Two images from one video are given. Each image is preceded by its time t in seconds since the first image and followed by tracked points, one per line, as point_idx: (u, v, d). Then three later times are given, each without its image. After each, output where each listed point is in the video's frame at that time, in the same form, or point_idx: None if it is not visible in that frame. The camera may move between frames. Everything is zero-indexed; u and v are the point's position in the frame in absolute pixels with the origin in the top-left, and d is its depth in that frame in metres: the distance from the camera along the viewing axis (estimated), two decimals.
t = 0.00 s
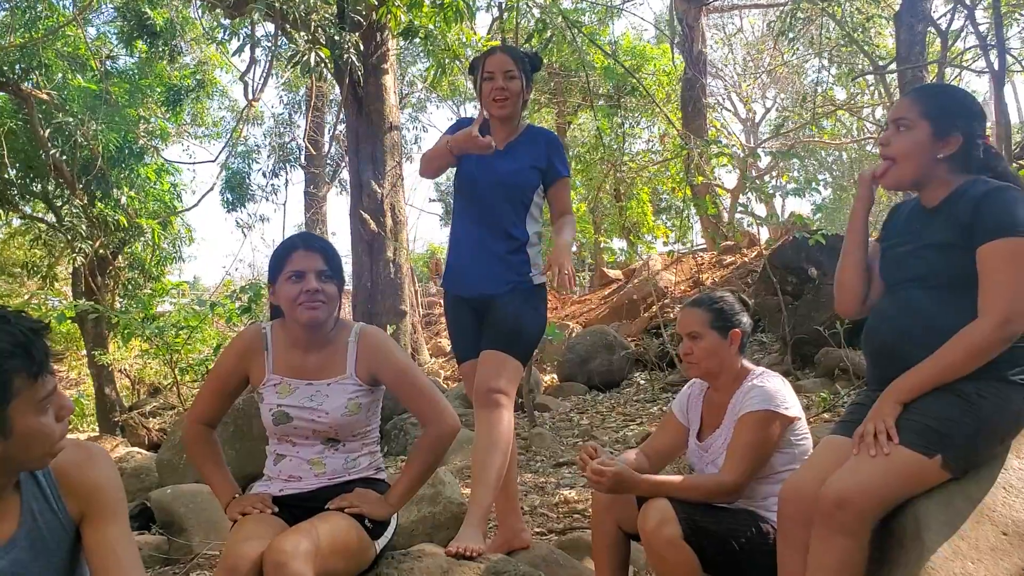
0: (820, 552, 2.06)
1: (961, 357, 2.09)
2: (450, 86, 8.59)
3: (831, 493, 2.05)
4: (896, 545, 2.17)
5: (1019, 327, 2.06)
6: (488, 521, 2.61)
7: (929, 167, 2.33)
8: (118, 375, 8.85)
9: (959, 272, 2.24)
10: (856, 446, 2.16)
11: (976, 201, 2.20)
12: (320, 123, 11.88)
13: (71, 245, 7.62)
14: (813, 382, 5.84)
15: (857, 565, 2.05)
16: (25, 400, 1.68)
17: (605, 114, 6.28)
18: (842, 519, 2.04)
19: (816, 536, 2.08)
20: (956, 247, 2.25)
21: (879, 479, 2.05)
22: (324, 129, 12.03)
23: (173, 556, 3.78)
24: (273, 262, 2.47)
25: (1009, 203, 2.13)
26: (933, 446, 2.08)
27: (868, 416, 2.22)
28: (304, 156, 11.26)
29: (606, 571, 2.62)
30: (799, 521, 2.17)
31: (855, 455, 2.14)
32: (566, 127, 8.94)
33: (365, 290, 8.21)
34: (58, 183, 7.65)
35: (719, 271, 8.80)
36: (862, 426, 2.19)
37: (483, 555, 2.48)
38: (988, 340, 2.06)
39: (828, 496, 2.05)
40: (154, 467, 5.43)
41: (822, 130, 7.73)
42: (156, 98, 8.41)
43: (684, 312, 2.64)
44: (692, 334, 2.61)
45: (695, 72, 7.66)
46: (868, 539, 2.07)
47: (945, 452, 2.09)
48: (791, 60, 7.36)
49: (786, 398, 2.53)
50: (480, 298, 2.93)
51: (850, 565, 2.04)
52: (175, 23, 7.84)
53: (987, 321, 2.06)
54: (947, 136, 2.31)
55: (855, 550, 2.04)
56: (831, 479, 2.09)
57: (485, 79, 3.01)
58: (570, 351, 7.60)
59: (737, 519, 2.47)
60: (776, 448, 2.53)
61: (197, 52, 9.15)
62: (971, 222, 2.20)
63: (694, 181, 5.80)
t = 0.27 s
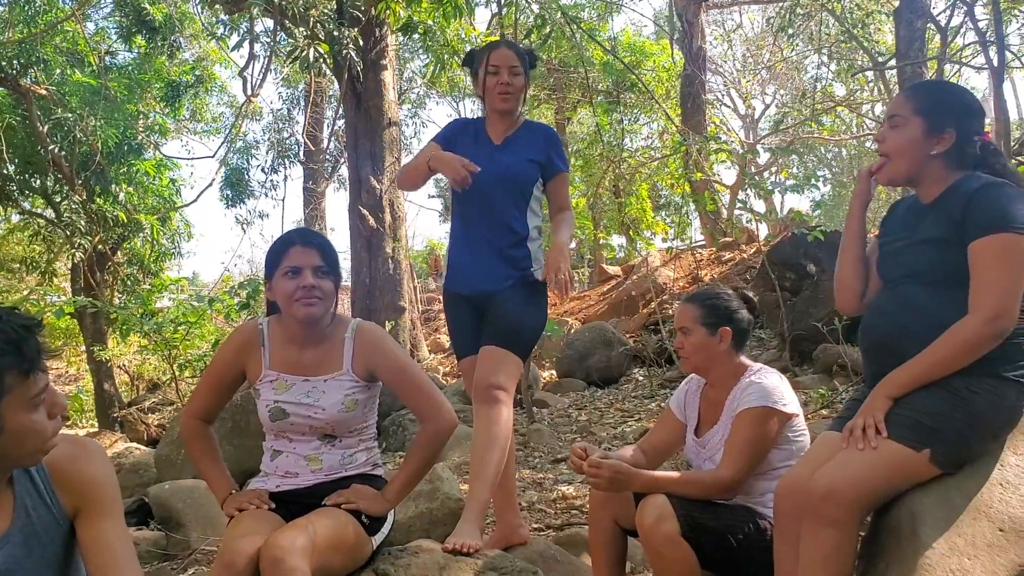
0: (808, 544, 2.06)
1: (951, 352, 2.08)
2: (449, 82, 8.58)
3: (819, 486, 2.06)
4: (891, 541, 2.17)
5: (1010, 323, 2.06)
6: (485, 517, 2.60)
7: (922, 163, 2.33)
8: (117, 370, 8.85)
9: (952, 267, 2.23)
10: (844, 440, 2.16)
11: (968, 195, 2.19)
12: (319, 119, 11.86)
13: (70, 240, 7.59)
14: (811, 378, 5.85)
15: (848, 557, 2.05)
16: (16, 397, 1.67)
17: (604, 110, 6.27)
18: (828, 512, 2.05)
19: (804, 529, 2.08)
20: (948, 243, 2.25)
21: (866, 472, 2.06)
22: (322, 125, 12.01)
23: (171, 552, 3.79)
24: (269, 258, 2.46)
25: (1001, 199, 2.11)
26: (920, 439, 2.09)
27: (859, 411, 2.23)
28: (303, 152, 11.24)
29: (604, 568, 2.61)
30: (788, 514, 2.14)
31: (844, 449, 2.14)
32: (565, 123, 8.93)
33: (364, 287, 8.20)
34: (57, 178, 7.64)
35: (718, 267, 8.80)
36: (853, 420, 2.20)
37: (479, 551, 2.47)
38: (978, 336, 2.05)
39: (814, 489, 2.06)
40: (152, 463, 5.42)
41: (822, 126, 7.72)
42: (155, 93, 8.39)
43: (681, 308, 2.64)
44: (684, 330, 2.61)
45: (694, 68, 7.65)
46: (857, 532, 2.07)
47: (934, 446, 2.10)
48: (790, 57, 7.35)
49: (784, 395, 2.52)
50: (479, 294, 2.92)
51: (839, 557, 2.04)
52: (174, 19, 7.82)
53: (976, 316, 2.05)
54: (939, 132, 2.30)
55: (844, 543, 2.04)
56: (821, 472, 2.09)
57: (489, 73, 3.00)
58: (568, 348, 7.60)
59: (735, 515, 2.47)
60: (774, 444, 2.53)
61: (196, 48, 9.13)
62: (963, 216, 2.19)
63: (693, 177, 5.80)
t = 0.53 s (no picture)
0: (800, 537, 2.07)
1: (942, 348, 2.09)
2: (449, 78, 8.58)
3: (810, 478, 2.08)
4: (884, 535, 2.18)
5: (1002, 321, 2.06)
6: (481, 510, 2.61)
7: (914, 155, 2.34)
8: (116, 365, 8.86)
9: (946, 263, 2.23)
10: (836, 434, 2.17)
11: (964, 190, 2.19)
12: (318, 115, 11.87)
13: (70, 236, 7.60)
14: (809, 374, 5.86)
15: (840, 549, 2.06)
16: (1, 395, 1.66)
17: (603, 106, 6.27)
18: (818, 505, 2.06)
19: (795, 521, 2.09)
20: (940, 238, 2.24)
21: (856, 464, 2.08)
22: (322, 120, 12.01)
23: (170, 545, 3.81)
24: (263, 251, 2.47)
25: (997, 197, 2.11)
26: (910, 433, 2.11)
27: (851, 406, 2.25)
28: (303, 148, 11.25)
29: (597, 562, 2.60)
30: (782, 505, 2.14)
31: (835, 442, 2.16)
32: (564, 119, 8.93)
33: (363, 282, 8.21)
34: (57, 174, 7.64)
35: (716, 264, 8.81)
36: (844, 415, 2.21)
37: (474, 544, 2.47)
38: (969, 333, 2.06)
39: (806, 482, 2.08)
40: (151, 457, 5.43)
41: (821, 123, 7.72)
42: (155, 89, 8.40)
43: (672, 304, 2.66)
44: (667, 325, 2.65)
45: (693, 64, 7.66)
46: (849, 526, 2.08)
47: (923, 440, 2.11)
48: (790, 53, 7.35)
49: (778, 389, 2.53)
50: (480, 288, 2.94)
51: (831, 551, 2.04)
52: (174, 14, 7.82)
53: (968, 315, 2.06)
54: (929, 125, 2.30)
55: (836, 537, 2.05)
56: (812, 465, 2.11)
57: (493, 67, 3.00)
58: (567, 343, 7.61)
59: (728, 508, 2.49)
60: (768, 438, 2.54)
61: (196, 43, 9.14)
62: (957, 210, 2.19)
63: (692, 173, 5.80)
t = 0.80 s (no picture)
0: (800, 538, 2.08)
1: (943, 354, 2.09)
2: (449, 75, 8.58)
3: (813, 481, 2.08)
4: (878, 535, 2.18)
5: (1001, 328, 2.04)
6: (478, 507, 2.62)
7: (910, 151, 2.30)
8: (116, 362, 8.87)
9: (941, 266, 2.20)
10: (837, 436, 2.18)
11: (959, 196, 2.15)
12: (319, 112, 11.87)
13: (69, 233, 7.61)
14: (806, 374, 5.86)
15: (838, 550, 2.08)
16: None
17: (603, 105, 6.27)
18: (820, 507, 2.07)
19: (795, 522, 2.10)
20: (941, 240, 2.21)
21: (862, 467, 2.08)
22: (322, 118, 12.02)
23: (168, 541, 3.82)
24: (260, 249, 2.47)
25: (995, 201, 2.07)
26: (913, 436, 2.11)
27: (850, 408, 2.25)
28: (303, 145, 11.25)
29: (592, 559, 2.62)
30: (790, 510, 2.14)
31: (837, 444, 2.16)
32: (564, 117, 8.93)
33: (362, 280, 8.22)
34: (57, 170, 7.65)
35: (715, 263, 8.82)
36: (845, 417, 2.22)
37: (469, 541, 2.48)
38: (969, 339, 2.05)
39: (810, 484, 2.08)
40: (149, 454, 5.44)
41: (821, 123, 7.72)
42: (155, 86, 8.40)
43: (666, 306, 2.67)
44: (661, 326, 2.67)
45: (693, 63, 7.66)
46: (848, 527, 2.10)
47: (924, 443, 2.12)
48: (790, 53, 7.35)
49: (772, 388, 2.54)
50: (479, 287, 2.95)
51: (832, 552, 2.07)
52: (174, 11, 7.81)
53: (969, 323, 2.05)
54: (927, 123, 2.25)
55: (835, 538, 2.07)
56: (815, 467, 2.11)
57: (490, 66, 3.00)
58: (566, 342, 7.62)
59: (722, 507, 2.49)
60: (762, 436, 2.55)
61: (196, 40, 9.14)
62: (953, 214, 2.16)
63: (691, 172, 5.80)
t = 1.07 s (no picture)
0: (800, 545, 2.09)
1: (944, 356, 2.07)
2: (447, 75, 8.57)
3: (817, 488, 2.07)
4: (870, 537, 2.18)
5: (1001, 328, 2.04)
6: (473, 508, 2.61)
7: (917, 150, 2.29)
8: (112, 360, 8.87)
9: (946, 266, 2.20)
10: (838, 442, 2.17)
11: (966, 194, 2.14)
12: (316, 112, 11.87)
13: (66, 231, 7.60)
14: (802, 375, 5.87)
15: (835, 555, 2.09)
16: None
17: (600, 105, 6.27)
18: (824, 514, 2.07)
19: (797, 527, 2.11)
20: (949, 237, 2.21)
21: (865, 474, 2.07)
22: (320, 117, 12.02)
23: (162, 541, 3.81)
24: (259, 246, 2.43)
25: (1000, 200, 2.06)
26: (913, 443, 2.10)
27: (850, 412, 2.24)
28: (300, 145, 11.25)
29: (585, 559, 2.62)
30: (788, 508, 2.18)
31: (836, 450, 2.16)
32: (562, 118, 8.93)
33: (359, 280, 8.21)
34: (54, 168, 7.64)
35: (712, 264, 8.82)
36: (845, 423, 2.21)
37: (464, 541, 2.46)
38: (969, 342, 2.04)
39: (813, 491, 2.08)
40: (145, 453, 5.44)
41: (818, 124, 7.72)
42: (152, 85, 8.40)
43: (662, 305, 2.66)
44: (663, 328, 2.65)
45: (690, 64, 7.66)
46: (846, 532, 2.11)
47: (927, 450, 2.11)
48: (787, 54, 7.35)
49: (765, 389, 2.54)
50: (475, 286, 2.94)
51: (831, 557, 2.08)
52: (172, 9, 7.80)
53: (964, 323, 2.04)
54: (933, 120, 2.24)
55: (835, 545, 2.08)
56: (817, 474, 2.10)
57: (485, 67, 2.99)
58: (562, 342, 7.61)
59: (715, 508, 2.50)
60: (755, 438, 2.55)
61: (194, 39, 9.13)
62: (957, 214, 2.15)
63: (687, 173, 5.80)
